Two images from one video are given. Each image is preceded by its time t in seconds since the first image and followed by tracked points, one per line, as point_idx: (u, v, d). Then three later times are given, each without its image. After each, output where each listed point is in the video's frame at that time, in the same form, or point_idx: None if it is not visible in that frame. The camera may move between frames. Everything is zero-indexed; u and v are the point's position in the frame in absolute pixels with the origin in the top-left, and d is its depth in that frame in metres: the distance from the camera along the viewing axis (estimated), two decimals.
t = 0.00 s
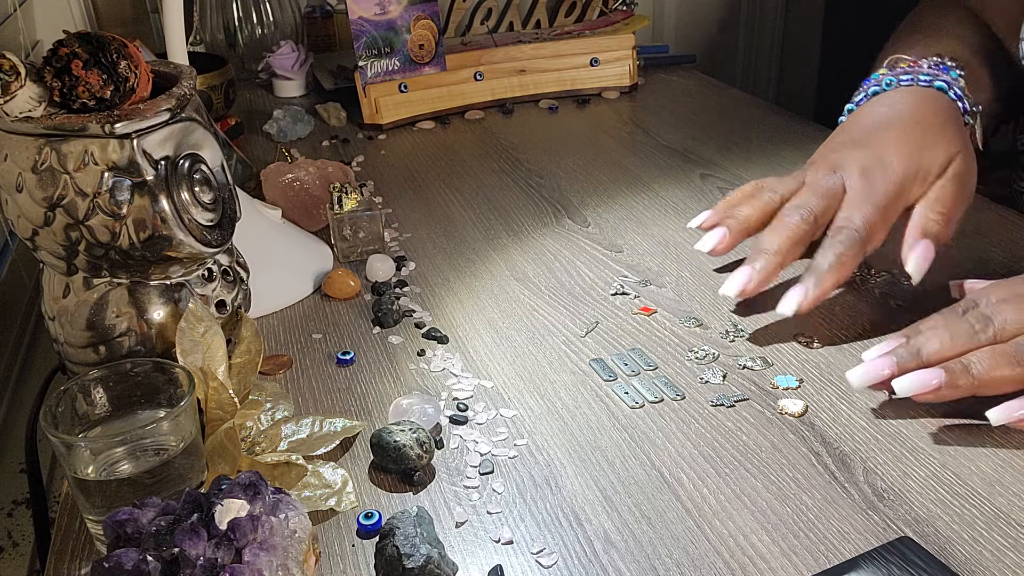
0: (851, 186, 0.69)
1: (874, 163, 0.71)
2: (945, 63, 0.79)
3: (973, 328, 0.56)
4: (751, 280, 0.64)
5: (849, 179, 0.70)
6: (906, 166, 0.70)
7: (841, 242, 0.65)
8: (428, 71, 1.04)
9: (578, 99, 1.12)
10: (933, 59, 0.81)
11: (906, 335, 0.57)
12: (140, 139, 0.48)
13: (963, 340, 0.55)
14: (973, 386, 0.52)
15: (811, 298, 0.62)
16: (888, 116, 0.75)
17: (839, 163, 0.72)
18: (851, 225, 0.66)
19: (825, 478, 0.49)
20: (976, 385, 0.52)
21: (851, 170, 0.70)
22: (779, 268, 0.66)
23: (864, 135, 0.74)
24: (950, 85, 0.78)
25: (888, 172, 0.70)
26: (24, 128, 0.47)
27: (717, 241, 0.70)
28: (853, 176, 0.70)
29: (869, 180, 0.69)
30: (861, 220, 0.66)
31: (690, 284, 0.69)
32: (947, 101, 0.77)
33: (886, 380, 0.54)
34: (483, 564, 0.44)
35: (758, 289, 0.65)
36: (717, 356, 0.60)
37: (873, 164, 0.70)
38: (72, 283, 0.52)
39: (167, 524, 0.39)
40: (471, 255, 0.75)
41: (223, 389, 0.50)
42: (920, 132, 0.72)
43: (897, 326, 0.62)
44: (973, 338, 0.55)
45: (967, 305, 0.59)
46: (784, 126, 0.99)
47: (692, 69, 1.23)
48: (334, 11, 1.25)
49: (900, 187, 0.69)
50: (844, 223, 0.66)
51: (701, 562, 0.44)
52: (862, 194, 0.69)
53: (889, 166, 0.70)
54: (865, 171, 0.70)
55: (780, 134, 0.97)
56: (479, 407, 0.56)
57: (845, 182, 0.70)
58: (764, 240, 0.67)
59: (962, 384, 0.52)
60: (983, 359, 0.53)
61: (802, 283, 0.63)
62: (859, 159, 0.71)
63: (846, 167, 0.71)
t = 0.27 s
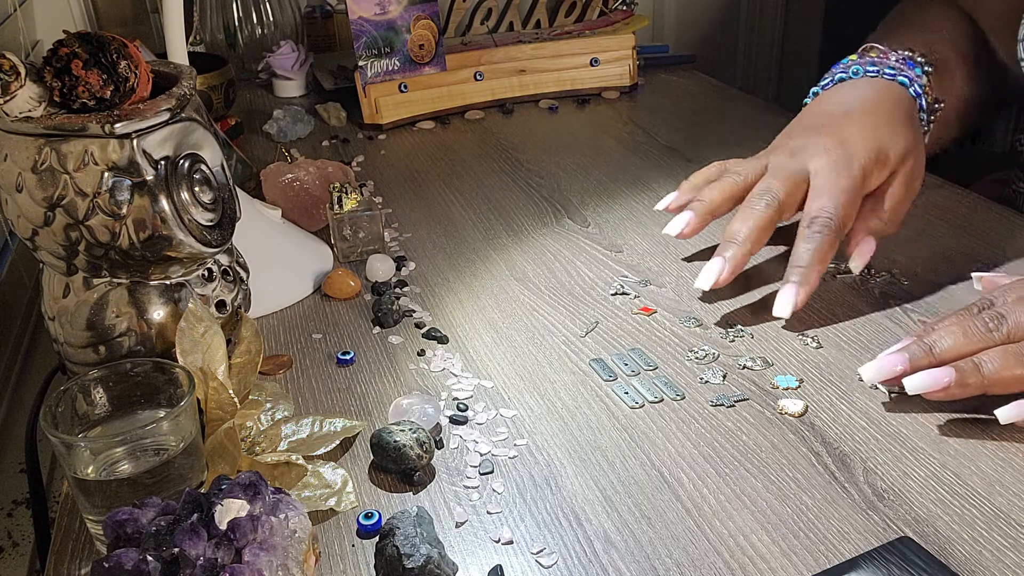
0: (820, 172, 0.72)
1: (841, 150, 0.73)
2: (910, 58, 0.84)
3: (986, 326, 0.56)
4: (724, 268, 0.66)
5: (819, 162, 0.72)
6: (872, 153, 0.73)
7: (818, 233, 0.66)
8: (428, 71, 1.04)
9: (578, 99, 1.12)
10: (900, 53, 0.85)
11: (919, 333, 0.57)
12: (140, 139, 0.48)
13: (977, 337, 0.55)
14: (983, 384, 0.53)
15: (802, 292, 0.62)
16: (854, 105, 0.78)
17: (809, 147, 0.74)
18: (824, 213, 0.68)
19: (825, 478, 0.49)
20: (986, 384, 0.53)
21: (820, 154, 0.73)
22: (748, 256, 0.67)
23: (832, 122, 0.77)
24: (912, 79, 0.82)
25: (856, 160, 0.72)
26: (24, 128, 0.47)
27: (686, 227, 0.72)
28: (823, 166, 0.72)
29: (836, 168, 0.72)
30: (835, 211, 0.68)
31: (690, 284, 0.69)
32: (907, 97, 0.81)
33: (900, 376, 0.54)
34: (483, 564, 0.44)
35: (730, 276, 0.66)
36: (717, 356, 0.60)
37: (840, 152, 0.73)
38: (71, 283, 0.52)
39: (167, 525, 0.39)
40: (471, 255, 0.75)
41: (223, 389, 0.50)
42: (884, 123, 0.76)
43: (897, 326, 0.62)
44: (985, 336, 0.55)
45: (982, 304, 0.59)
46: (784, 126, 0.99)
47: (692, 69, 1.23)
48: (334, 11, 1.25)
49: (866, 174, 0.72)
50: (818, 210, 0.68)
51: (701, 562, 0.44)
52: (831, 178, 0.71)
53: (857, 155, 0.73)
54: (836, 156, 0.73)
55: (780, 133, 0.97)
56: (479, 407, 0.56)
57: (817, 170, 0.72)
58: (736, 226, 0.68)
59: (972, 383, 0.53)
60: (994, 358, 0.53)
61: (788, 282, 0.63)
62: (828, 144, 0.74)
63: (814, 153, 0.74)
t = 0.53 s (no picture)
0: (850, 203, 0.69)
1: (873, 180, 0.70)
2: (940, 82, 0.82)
3: (978, 325, 0.56)
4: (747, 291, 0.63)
5: (851, 196, 0.69)
6: (907, 188, 0.70)
7: (844, 269, 0.63)
8: (428, 71, 1.04)
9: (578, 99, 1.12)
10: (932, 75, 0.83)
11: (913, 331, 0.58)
12: (140, 140, 0.48)
13: (968, 337, 0.55)
14: (973, 383, 0.53)
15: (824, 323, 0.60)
16: (885, 132, 0.75)
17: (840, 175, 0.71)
18: (851, 249, 0.65)
19: (825, 478, 0.49)
20: (976, 383, 0.53)
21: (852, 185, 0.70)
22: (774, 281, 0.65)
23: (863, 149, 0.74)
24: (945, 106, 0.79)
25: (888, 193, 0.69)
26: (24, 128, 0.47)
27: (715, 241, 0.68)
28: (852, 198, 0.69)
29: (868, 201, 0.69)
30: (863, 248, 0.65)
31: (690, 284, 0.69)
32: (942, 129, 0.77)
33: (891, 374, 0.55)
34: (483, 564, 0.44)
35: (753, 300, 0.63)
36: (717, 356, 0.60)
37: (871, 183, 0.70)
38: (71, 283, 0.52)
39: (167, 525, 0.39)
40: (471, 255, 0.75)
41: (223, 389, 0.50)
42: (920, 153, 0.73)
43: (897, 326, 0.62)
44: (977, 336, 0.56)
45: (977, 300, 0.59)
46: (784, 126, 0.99)
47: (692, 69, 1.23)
48: (334, 11, 1.25)
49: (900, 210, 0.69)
50: (845, 245, 0.65)
51: (701, 561, 0.44)
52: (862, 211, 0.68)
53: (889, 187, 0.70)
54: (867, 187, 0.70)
55: (780, 133, 0.97)
56: (479, 407, 0.56)
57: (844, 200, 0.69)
58: (762, 251, 0.66)
59: (963, 382, 0.53)
60: (984, 357, 0.53)
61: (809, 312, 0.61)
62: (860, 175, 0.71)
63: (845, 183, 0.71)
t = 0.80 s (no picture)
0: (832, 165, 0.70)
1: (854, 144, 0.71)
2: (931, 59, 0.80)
3: (979, 319, 0.56)
4: (786, 282, 0.63)
5: (834, 160, 0.70)
6: (890, 148, 0.71)
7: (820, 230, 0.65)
8: (428, 71, 1.04)
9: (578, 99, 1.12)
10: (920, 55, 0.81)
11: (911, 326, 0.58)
12: (140, 139, 0.48)
13: (969, 329, 0.55)
14: (973, 374, 0.53)
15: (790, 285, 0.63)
16: (872, 105, 0.75)
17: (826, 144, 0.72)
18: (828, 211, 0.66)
19: (825, 478, 0.49)
20: (976, 373, 0.53)
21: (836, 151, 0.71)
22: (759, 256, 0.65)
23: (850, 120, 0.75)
24: (937, 81, 0.78)
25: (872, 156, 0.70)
26: (23, 128, 0.47)
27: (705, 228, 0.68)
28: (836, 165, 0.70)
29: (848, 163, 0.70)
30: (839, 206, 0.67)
31: (690, 284, 0.69)
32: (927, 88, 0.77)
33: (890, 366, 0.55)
34: (483, 564, 0.44)
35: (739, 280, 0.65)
36: (717, 356, 0.60)
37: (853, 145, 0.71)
38: (71, 283, 0.52)
39: (167, 524, 0.39)
40: (471, 255, 0.75)
41: (223, 389, 0.50)
42: (902, 116, 0.73)
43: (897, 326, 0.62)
44: (979, 328, 0.56)
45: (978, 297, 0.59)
46: (784, 126, 0.99)
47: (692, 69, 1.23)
48: (334, 10, 1.25)
49: (884, 169, 0.70)
50: (823, 201, 0.67)
51: (701, 562, 0.44)
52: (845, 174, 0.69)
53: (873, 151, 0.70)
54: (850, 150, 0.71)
55: (780, 133, 0.97)
56: (479, 407, 0.56)
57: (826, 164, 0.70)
58: (745, 226, 0.66)
59: (963, 373, 0.53)
60: (986, 349, 0.54)
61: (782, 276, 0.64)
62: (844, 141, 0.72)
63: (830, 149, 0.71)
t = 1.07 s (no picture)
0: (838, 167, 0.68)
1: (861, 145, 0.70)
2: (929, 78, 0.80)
3: (997, 312, 0.56)
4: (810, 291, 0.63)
5: (838, 156, 0.69)
6: (894, 150, 0.70)
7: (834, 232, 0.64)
8: (428, 71, 1.04)
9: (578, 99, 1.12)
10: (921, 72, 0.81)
11: (929, 319, 0.58)
12: (140, 139, 0.48)
13: (987, 322, 0.56)
14: (991, 367, 0.53)
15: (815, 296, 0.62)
16: (878, 112, 0.75)
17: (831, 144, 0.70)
18: (839, 212, 0.65)
19: (825, 478, 0.49)
20: (994, 367, 0.53)
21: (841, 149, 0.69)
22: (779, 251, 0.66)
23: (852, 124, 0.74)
24: (933, 102, 0.78)
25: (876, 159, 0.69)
26: (23, 128, 0.47)
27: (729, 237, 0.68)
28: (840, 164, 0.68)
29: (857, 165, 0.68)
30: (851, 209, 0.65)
31: (690, 284, 0.69)
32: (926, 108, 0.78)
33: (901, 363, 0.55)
34: (483, 564, 0.44)
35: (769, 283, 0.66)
36: (717, 356, 0.60)
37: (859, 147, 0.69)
38: (71, 283, 0.52)
39: (167, 524, 0.39)
40: (471, 255, 0.75)
41: (223, 389, 0.50)
42: (907, 128, 0.73)
43: (896, 325, 0.62)
44: (997, 321, 0.56)
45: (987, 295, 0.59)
46: (784, 126, 0.99)
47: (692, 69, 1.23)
48: (334, 10, 1.25)
49: (888, 171, 0.69)
50: (833, 206, 0.65)
51: (701, 562, 0.44)
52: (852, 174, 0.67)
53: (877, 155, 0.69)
54: (857, 151, 0.69)
55: (780, 134, 0.97)
56: (479, 407, 0.56)
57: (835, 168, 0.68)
58: (763, 213, 0.66)
59: (981, 365, 0.53)
60: (1005, 342, 0.54)
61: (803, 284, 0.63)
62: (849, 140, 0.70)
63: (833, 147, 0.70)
